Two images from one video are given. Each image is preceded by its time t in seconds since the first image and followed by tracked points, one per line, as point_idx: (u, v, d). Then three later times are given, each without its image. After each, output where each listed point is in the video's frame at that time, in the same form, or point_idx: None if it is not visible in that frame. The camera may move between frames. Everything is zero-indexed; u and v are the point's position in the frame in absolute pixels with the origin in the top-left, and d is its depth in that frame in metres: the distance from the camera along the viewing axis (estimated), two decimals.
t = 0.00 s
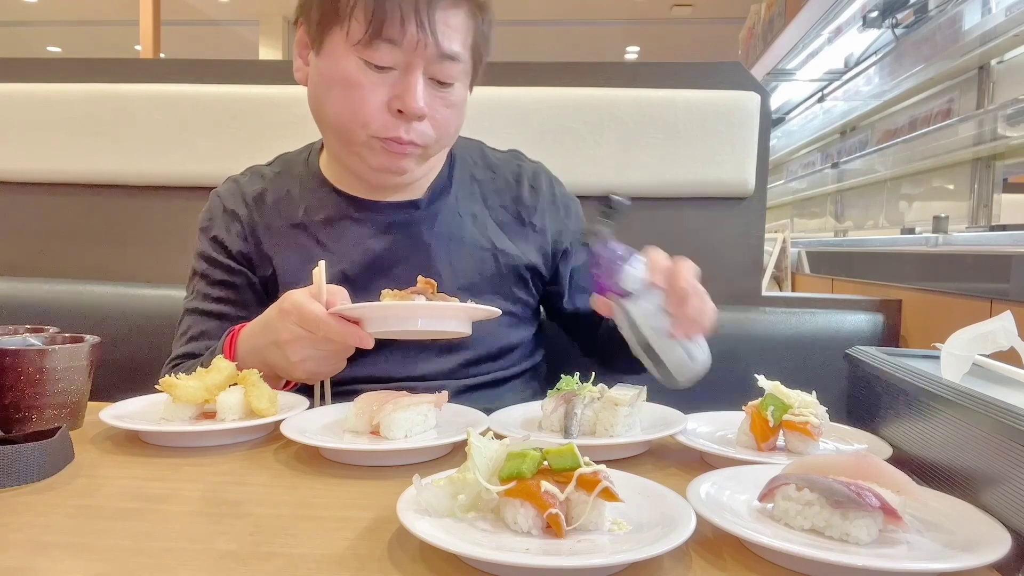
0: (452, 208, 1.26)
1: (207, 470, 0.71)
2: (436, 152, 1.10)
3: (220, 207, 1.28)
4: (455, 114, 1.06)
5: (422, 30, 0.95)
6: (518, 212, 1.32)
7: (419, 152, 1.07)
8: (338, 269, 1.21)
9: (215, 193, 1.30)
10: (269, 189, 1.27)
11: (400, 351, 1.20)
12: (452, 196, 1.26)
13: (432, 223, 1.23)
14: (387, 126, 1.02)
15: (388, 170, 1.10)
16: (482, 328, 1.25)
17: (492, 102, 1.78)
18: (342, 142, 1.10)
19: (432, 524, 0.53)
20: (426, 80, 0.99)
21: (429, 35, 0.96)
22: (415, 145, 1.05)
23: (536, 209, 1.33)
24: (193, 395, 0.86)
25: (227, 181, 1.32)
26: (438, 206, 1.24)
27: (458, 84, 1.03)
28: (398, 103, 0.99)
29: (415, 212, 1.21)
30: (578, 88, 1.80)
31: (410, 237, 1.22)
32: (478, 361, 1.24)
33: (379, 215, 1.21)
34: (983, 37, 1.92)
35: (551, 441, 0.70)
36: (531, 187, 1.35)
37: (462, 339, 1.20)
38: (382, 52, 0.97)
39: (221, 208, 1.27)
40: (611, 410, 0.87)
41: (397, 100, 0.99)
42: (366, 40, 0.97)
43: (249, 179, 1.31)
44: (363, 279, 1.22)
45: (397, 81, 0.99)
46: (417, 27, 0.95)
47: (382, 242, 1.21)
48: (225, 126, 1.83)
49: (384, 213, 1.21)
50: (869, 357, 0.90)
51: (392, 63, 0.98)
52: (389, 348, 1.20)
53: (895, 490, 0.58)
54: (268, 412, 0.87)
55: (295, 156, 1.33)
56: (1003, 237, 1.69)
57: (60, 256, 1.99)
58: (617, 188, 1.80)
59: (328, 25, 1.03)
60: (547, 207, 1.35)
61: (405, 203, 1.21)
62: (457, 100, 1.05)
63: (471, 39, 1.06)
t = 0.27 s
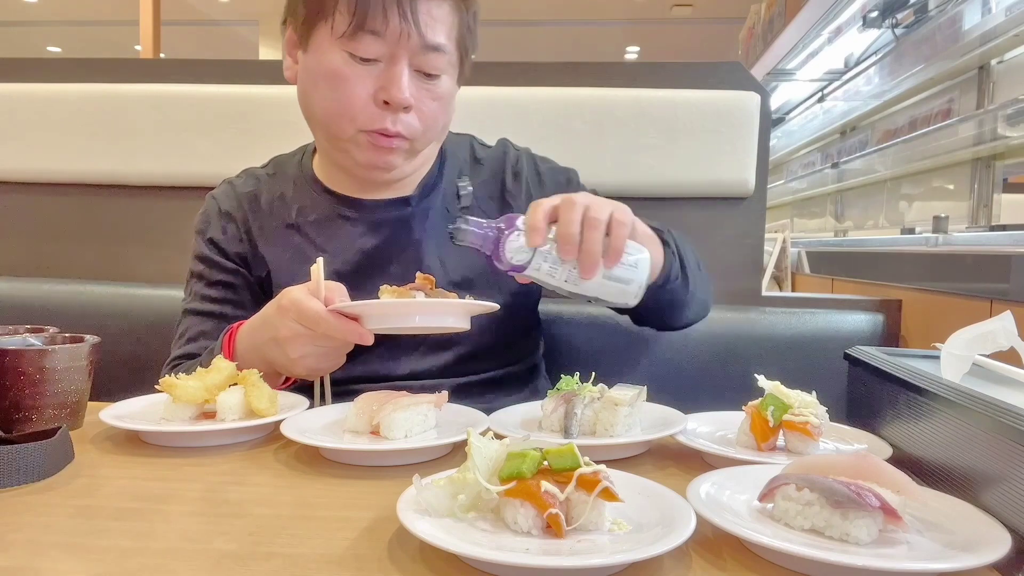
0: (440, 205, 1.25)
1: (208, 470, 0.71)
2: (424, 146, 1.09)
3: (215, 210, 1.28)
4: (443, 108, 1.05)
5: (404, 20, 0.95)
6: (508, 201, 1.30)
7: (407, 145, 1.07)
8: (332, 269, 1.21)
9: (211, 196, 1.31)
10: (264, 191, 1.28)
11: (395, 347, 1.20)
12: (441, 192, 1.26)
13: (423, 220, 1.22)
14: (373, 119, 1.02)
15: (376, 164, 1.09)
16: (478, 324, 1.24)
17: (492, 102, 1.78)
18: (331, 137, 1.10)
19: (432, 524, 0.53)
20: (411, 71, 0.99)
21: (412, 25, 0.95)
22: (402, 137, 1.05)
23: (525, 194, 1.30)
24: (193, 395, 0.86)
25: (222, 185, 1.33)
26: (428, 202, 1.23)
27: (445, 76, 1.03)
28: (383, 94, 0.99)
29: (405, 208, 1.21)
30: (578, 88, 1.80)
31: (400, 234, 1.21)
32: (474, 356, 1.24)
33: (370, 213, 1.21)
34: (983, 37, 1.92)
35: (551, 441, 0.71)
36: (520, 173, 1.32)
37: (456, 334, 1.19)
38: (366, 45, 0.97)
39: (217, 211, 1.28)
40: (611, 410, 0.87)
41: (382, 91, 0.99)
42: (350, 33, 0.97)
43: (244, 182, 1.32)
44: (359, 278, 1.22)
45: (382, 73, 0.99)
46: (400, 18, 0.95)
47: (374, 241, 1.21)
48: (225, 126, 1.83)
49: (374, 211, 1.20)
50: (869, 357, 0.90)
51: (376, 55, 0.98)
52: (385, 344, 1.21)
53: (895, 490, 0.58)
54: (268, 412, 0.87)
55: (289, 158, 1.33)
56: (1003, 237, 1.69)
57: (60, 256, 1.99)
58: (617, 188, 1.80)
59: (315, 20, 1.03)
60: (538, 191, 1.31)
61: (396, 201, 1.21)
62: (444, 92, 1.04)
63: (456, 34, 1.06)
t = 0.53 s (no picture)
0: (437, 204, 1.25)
1: (208, 470, 0.71)
2: (421, 143, 1.09)
3: (215, 211, 1.28)
4: (438, 104, 1.05)
5: (394, 16, 0.95)
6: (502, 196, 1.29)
7: (402, 142, 1.06)
8: (329, 269, 1.21)
9: (210, 197, 1.31)
10: (263, 192, 1.28)
11: (393, 346, 1.21)
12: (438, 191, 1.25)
13: (420, 219, 1.22)
14: (367, 116, 1.02)
15: (373, 162, 1.09)
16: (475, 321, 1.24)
17: (492, 102, 1.78)
18: (326, 136, 1.09)
19: (432, 524, 0.53)
20: (404, 67, 0.99)
21: (402, 21, 0.95)
22: (397, 134, 1.04)
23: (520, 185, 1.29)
24: (193, 395, 0.86)
25: (222, 186, 1.33)
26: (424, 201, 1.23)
27: (439, 72, 1.02)
28: (376, 91, 0.99)
29: (404, 208, 1.21)
30: (578, 88, 1.81)
31: (398, 234, 1.21)
32: (472, 354, 1.24)
33: (369, 213, 1.21)
34: (983, 37, 1.92)
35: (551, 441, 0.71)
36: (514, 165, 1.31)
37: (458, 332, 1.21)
38: (358, 42, 0.97)
39: (216, 211, 1.28)
40: (611, 410, 0.87)
41: (375, 88, 0.99)
42: (341, 31, 0.97)
43: (243, 182, 1.32)
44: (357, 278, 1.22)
45: (375, 70, 0.98)
46: (390, 14, 0.95)
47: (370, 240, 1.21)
48: (225, 126, 1.83)
49: (373, 211, 1.20)
50: (870, 357, 0.90)
51: (368, 52, 0.98)
52: (384, 344, 1.21)
53: (895, 489, 0.58)
54: (268, 412, 0.87)
55: (289, 159, 1.33)
56: (1003, 237, 1.69)
57: (61, 256, 1.99)
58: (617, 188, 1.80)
59: (307, 20, 1.04)
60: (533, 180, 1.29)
61: (394, 200, 1.21)
62: (438, 88, 1.03)
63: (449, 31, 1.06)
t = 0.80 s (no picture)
0: (437, 203, 1.25)
1: (208, 470, 0.71)
2: (422, 142, 1.09)
3: (216, 211, 1.28)
4: (439, 103, 1.05)
5: (395, 15, 0.95)
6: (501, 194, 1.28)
7: (404, 142, 1.06)
8: (331, 270, 1.21)
9: (212, 197, 1.31)
10: (264, 192, 1.28)
11: (394, 346, 1.22)
12: (438, 191, 1.25)
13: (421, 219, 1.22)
14: (368, 114, 1.02)
15: (373, 161, 1.09)
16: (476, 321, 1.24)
17: (492, 102, 1.78)
18: (327, 135, 1.09)
19: (432, 524, 0.53)
20: (405, 66, 0.99)
21: (403, 20, 0.96)
22: (398, 133, 1.04)
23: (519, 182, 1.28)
24: (193, 395, 0.86)
25: (223, 185, 1.33)
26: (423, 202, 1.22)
27: (441, 71, 1.02)
28: (377, 89, 0.99)
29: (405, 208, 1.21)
30: (578, 88, 1.81)
31: (399, 234, 1.21)
32: (474, 354, 1.24)
33: (370, 213, 1.20)
34: (983, 37, 1.92)
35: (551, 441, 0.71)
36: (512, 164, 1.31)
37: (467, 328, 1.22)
38: (359, 41, 0.97)
39: (218, 211, 1.28)
40: (611, 410, 0.87)
41: (376, 86, 0.99)
42: (342, 30, 0.98)
43: (245, 182, 1.32)
44: (358, 279, 1.22)
45: (376, 69, 0.99)
46: (390, 12, 0.95)
47: (370, 242, 1.21)
48: (225, 126, 1.83)
49: (374, 211, 1.20)
50: (870, 357, 0.90)
51: (369, 51, 0.98)
52: (384, 344, 1.22)
53: (895, 489, 0.58)
54: (268, 412, 0.87)
55: (290, 159, 1.33)
56: (1003, 237, 1.69)
57: (61, 256, 1.99)
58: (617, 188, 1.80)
59: (309, 20, 1.04)
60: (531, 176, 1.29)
61: (395, 200, 1.21)
62: (440, 87, 1.03)
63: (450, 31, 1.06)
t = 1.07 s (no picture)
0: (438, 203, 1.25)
1: (208, 470, 0.71)
2: (421, 141, 1.08)
3: (218, 209, 1.28)
4: (438, 101, 1.05)
5: (391, 12, 0.95)
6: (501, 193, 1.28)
7: (402, 140, 1.06)
8: (331, 269, 1.21)
9: (213, 196, 1.31)
10: (266, 191, 1.28)
11: (395, 345, 1.22)
12: (439, 189, 1.25)
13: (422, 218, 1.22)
14: (366, 112, 1.01)
15: (373, 160, 1.08)
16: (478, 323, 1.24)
17: (492, 102, 1.78)
18: (326, 134, 1.09)
19: (432, 524, 0.53)
20: (402, 63, 0.99)
21: (398, 18, 0.96)
22: (396, 131, 1.04)
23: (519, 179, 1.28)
24: (193, 395, 0.86)
25: (225, 184, 1.33)
26: (425, 201, 1.22)
27: (439, 68, 1.02)
28: (374, 87, 0.99)
29: (405, 207, 1.21)
30: (578, 88, 1.81)
31: (400, 233, 1.21)
32: (474, 352, 1.24)
33: (370, 213, 1.20)
34: (983, 37, 1.92)
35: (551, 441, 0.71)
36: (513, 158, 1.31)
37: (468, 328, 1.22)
38: (356, 39, 0.97)
39: (219, 210, 1.28)
40: (611, 410, 0.87)
41: (373, 84, 0.99)
42: (338, 29, 0.98)
43: (247, 181, 1.32)
44: (359, 279, 1.22)
45: (373, 68, 0.99)
46: (386, 10, 0.95)
47: (370, 241, 1.21)
48: (225, 126, 1.83)
49: (374, 211, 1.20)
50: (870, 357, 0.90)
51: (365, 49, 0.98)
52: (385, 345, 1.23)
53: (894, 490, 0.58)
54: (268, 412, 0.87)
55: (291, 159, 1.33)
56: (1003, 237, 1.69)
57: (61, 256, 1.99)
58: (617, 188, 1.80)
59: (306, 20, 1.04)
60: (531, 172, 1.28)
61: (395, 199, 1.20)
62: (437, 85, 1.03)
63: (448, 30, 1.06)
